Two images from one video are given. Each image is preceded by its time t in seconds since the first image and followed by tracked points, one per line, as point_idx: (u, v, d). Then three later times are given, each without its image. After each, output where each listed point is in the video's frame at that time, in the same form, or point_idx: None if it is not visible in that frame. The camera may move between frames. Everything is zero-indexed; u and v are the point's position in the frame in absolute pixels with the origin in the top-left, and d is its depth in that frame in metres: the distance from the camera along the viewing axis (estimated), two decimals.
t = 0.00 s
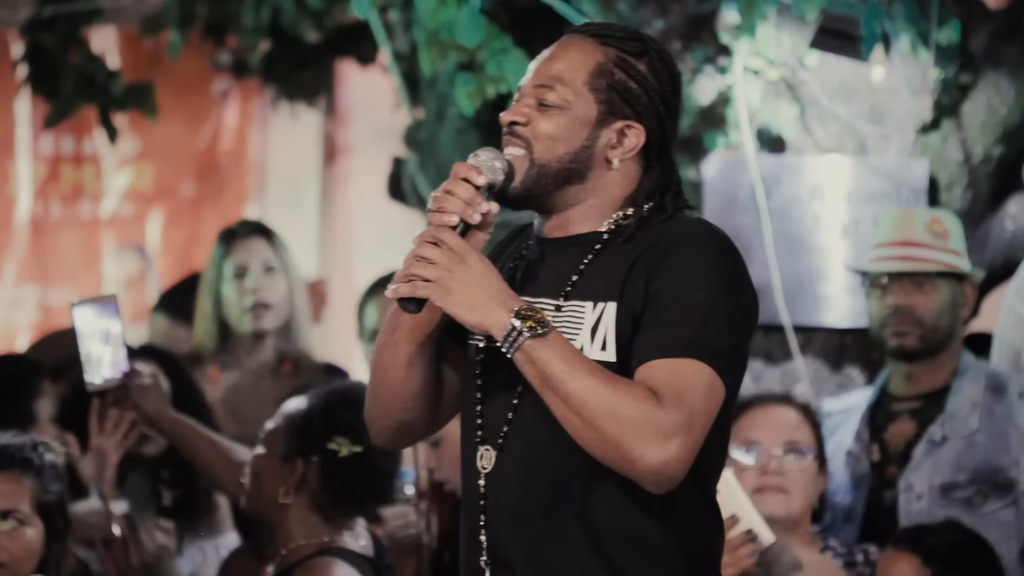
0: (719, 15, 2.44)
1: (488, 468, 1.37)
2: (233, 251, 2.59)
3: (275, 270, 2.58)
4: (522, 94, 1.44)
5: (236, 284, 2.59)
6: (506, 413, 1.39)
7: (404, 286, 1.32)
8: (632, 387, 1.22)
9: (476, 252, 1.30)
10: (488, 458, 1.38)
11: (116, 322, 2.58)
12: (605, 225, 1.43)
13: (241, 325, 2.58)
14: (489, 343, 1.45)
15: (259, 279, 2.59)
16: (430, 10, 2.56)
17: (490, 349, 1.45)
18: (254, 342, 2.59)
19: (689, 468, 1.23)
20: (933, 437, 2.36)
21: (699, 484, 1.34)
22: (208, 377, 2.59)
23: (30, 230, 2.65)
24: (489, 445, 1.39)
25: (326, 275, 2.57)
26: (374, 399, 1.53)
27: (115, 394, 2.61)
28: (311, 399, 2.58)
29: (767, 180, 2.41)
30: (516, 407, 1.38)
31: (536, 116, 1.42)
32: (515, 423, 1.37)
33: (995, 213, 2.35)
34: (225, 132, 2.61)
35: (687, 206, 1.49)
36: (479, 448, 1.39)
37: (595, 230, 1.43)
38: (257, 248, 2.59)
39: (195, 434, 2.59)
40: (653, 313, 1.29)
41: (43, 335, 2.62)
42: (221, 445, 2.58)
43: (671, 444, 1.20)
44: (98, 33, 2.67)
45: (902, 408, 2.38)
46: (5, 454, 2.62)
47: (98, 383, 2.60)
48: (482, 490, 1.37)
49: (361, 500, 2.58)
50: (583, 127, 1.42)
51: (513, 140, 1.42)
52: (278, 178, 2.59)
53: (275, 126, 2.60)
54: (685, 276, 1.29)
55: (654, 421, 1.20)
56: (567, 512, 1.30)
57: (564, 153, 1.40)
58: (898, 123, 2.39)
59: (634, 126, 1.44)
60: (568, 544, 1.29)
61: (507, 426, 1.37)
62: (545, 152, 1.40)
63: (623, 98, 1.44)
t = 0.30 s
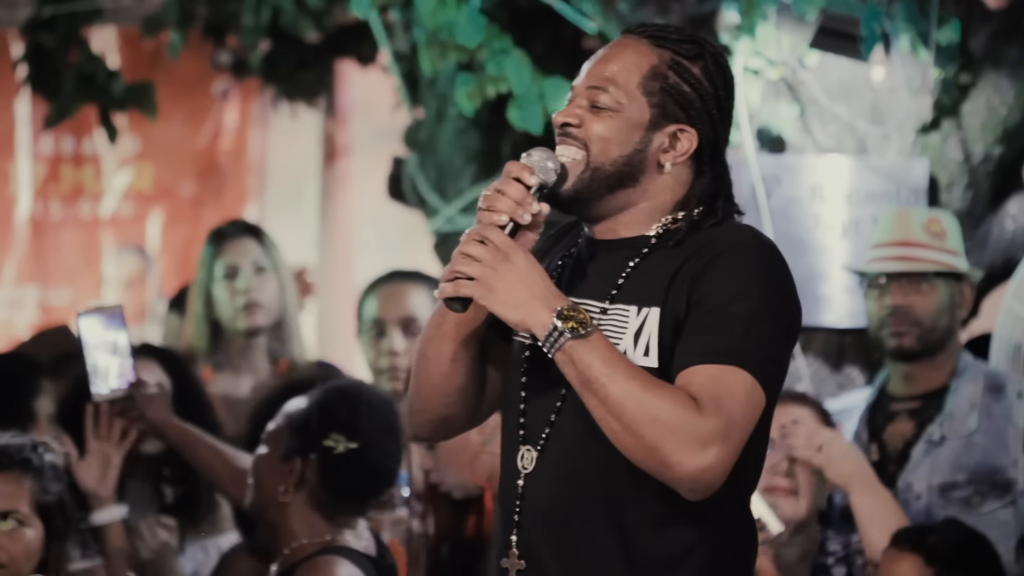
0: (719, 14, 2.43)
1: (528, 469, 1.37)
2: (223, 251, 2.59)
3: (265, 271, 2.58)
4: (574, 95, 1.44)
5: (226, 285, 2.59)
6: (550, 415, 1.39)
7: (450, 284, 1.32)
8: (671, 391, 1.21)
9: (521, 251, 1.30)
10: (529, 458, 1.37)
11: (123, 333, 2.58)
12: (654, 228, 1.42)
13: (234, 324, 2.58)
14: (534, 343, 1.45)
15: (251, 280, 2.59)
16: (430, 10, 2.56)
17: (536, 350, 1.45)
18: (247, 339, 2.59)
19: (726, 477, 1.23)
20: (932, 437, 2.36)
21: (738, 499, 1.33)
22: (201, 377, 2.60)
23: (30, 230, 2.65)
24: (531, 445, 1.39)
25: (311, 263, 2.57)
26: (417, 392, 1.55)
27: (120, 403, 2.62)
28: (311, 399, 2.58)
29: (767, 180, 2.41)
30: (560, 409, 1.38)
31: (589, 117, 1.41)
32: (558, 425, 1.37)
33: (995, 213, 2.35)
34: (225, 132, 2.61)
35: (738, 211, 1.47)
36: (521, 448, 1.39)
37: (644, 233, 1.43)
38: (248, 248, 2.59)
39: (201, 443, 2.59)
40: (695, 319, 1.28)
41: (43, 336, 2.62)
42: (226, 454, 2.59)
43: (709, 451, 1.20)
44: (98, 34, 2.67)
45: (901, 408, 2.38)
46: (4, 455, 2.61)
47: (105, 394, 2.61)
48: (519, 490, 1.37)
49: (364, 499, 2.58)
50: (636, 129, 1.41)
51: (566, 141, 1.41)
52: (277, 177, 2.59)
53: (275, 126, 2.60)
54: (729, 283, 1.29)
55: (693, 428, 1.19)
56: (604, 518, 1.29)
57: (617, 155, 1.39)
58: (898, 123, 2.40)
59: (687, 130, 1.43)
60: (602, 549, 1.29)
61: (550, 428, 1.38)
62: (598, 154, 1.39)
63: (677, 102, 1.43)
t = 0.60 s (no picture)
0: (719, 14, 2.43)
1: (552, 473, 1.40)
2: (225, 251, 2.59)
3: (269, 271, 2.59)
4: (596, 100, 1.44)
5: (230, 284, 2.59)
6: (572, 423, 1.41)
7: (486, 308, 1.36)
8: (703, 417, 1.23)
9: (553, 276, 1.31)
10: (553, 462, 1.40)
11: (127, 339, 2.60)
12: (676, 233, 1.44)
13: (236, 326, 2.58)
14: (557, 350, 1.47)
15: (254, 280, 2.59)
16: (430, 10, 2.56)
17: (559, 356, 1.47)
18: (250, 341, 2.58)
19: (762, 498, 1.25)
20: (930, 437, 2.36)
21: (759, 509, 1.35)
22: (201, 376, 2.59)
23: (30, 230, 2.65)
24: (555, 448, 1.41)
25: (310, 267, 2.57)
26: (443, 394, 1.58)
27: (123, 408, 2.62)
28: (313, 398, 2.57)
29: (767, 180, 2.41)
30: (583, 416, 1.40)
31: (612, 125, 1.41)
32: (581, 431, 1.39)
33: (994, 213, 2.35)
34: (225, 132, 2.61)
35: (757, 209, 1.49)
36: (546, 451, 1.42)
37: (666, 238, 1.44)
38: (252, 248, 2.59)
39: (204, 448, 2.59)
40: (722, 335, 1.30)
41: (42, 336, 2.62)
42: (224, 454, 2.59)
43: (747, 474, 1.22)
44: (97, 33, 2.67)
45: (900, 408, 2.38)
46: (4, 456, 2.62)
47: (108, 400, 2.62)
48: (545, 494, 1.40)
49: (364, 498, 2.58)
50: (660, 137, 1.41)
51: (590, 149, 1.42)
52: (277, 177, 2.59)
53: (275, 126, 2.60)
54: (755, 298, 1.29)
55: (729, 452, 1.21)
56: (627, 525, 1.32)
57: (642, 164, 1.40)
58: (898, 122, 2.40)
59: (711, 134, 1.44)
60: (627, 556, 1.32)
61: (574, 433, 1.40)
62: (622, 163, 1.40)
63: (700, 107, 1.43)
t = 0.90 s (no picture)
0: (719, 14, 2.43)
1: (560, 476, 1.40)
2: (240, 252, 2.59)
3: (282, 273, 2.58)
4: (605, 95, 1.43)
5: (242, 287, 2.59)
6: (580, 423, 1.40)
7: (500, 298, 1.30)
8: (724, 411, 1.21)
9: (574, 263, 1.27)
10: (561, 465, 1.40)
11: (132, 342, 2.60)
12: (681, 232, 1.42)
13: (250, 328, 2.59)
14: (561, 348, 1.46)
15: (266, 283, 2.58)
16: (430, 10, 2.56)
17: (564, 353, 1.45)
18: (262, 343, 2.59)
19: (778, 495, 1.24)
20: (928, 437, 2.36)
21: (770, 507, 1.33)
22: (214, 375, 2.60)
23: (30, 230, 2.65)
24: (563, 451, 1.41)
25: (310, 266, 2.57)
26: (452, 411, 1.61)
27: (126, 410, 2.62)
28: (311, 399, 2.58)
29: (767, 180, 2.40)
30: (591, 417, 1.39)
31: (622, 121, 1.40)
32: (589, 432, 1.38)
33: (995, 213, 2.34)
34: (225, 132, 2.61)
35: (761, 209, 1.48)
36: (553, 454, 1.42)
37: (671, 237, 1.43)
38: (265, 250, 2.58)
39: (207, 449, 2.59)
40: (735, 332, 1.29)
41: (42, 336, 2.61)
42: (225, 455, 2.59)
43: (765, 471, 1.20)
44: (97, 33, 2.67)
45: (899, 408, 2.38)
46: (5, 455, 2.61)
47: (112, 402, 2.62)
48: (554, 496, 1.40)
49: (362, 498, 2.58)
50: (670, 132, 1.40)
51: (599, 144, 1.41)
52: (277, 177, 2.59)
53: (275, 125, 2.60)
54: (766, 295, 1.28)
55: (749, 448, 1.19)
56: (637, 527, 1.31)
57: (651, 160, 1.39)
58: (898, 122, 2.40)
59: (720, 132, 1.43)
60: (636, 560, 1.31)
61: (582, 435, 1.39)
62: (632, 159, 1.39)
63: (710, 105, 1.42)
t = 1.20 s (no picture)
0: (719, 14, 2.44)
1: (544, 479, 1.35)
2: (254, 249, 2.59)
3: (295, 272, 2.57)
4: (581, 95, 1.39)
5: (254, 285, 2.59)
6: (562, 426, 1.36)
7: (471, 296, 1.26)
8: (696, 410, 1.18)
9: (548, 262, 1.25)
10: (544, 467, 1.36)
11: (133, 337, 2.61)
12: (658, 233, 1.39)
13: (260, 325, 2.59)
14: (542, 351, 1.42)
15: (279, 281, 2.58)
16: (430, 10, 2.56)
17: (546, 356, 1.42)
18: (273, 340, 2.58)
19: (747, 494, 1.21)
20: (928, 437, 2.37)
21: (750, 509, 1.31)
22: (222, 369, 2.60)
23: (30, 230, 2.65)
24: (546, 454, 1.37)
25: (311, 267, 2.57)
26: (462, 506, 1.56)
27: (128, 407, 2.62)
28: (317, 399, 2.57)
29: (767, 180, 2.41)
30: (573, 419, 1.35)
31: (598, 123, 1.37)
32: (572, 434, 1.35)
33: (995, 213, 2.34)
34: (225, 132, 2.61)
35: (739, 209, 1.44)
36: (537, 458, 1.37)
37: (646, 239, 1.40)
38: (278, 249, 2.58)
39: (208, 446, 2.59)
40: (710, 333, 1.26)
41: (43, 335, 2.62)
42: (228, 454, 2.59)
43: (735, 471, 1.18)
44: (97, 33, 2.67)
45: (898, 408, 2.38)
46: (4, 455, 2.62)
47: (113, 398, 2.62)
48: (540, 500, 1.35)
49: (366, 501, 2.57)
50: (647, 136, 1.37)
51: (574, 147, 1.38)
52: (277, 176, 2.59)
53: (275, 125, 2.60)
54: (741, 295, 1.26)
55: (721, 448, 1.17)
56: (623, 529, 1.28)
57: (627, 163, 1.36)
58: (898, 122, 2.40)
59: (696, 134, 1.40)
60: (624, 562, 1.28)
61: (565, 438, 1.35)
62: (606, 164, 1.36)
63: (687, 106, 1.39)
